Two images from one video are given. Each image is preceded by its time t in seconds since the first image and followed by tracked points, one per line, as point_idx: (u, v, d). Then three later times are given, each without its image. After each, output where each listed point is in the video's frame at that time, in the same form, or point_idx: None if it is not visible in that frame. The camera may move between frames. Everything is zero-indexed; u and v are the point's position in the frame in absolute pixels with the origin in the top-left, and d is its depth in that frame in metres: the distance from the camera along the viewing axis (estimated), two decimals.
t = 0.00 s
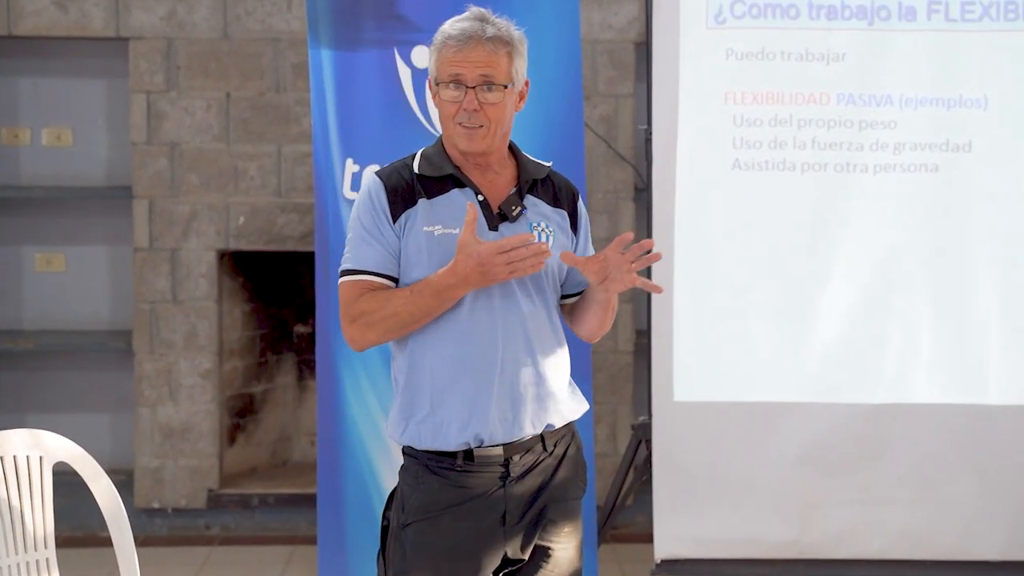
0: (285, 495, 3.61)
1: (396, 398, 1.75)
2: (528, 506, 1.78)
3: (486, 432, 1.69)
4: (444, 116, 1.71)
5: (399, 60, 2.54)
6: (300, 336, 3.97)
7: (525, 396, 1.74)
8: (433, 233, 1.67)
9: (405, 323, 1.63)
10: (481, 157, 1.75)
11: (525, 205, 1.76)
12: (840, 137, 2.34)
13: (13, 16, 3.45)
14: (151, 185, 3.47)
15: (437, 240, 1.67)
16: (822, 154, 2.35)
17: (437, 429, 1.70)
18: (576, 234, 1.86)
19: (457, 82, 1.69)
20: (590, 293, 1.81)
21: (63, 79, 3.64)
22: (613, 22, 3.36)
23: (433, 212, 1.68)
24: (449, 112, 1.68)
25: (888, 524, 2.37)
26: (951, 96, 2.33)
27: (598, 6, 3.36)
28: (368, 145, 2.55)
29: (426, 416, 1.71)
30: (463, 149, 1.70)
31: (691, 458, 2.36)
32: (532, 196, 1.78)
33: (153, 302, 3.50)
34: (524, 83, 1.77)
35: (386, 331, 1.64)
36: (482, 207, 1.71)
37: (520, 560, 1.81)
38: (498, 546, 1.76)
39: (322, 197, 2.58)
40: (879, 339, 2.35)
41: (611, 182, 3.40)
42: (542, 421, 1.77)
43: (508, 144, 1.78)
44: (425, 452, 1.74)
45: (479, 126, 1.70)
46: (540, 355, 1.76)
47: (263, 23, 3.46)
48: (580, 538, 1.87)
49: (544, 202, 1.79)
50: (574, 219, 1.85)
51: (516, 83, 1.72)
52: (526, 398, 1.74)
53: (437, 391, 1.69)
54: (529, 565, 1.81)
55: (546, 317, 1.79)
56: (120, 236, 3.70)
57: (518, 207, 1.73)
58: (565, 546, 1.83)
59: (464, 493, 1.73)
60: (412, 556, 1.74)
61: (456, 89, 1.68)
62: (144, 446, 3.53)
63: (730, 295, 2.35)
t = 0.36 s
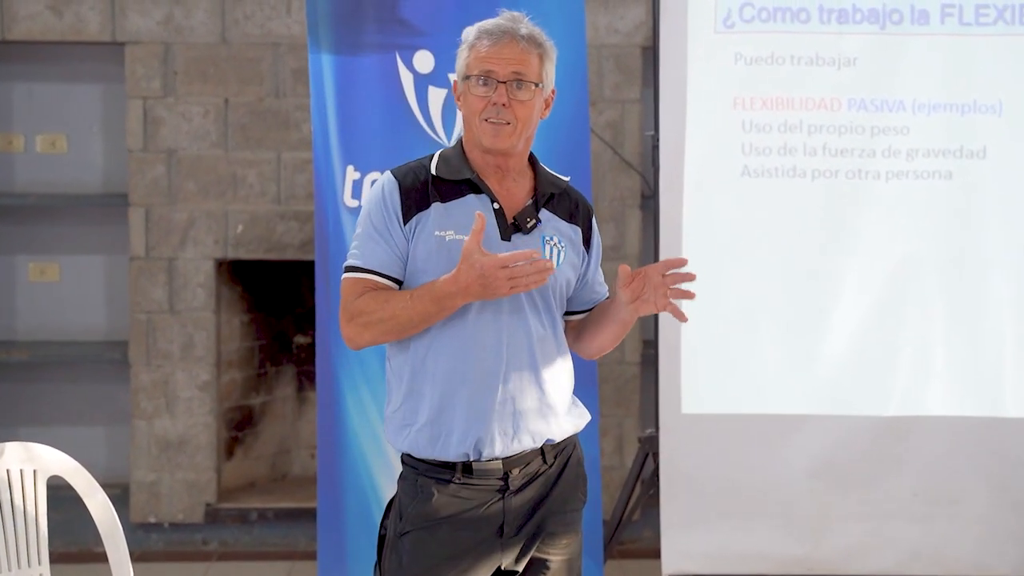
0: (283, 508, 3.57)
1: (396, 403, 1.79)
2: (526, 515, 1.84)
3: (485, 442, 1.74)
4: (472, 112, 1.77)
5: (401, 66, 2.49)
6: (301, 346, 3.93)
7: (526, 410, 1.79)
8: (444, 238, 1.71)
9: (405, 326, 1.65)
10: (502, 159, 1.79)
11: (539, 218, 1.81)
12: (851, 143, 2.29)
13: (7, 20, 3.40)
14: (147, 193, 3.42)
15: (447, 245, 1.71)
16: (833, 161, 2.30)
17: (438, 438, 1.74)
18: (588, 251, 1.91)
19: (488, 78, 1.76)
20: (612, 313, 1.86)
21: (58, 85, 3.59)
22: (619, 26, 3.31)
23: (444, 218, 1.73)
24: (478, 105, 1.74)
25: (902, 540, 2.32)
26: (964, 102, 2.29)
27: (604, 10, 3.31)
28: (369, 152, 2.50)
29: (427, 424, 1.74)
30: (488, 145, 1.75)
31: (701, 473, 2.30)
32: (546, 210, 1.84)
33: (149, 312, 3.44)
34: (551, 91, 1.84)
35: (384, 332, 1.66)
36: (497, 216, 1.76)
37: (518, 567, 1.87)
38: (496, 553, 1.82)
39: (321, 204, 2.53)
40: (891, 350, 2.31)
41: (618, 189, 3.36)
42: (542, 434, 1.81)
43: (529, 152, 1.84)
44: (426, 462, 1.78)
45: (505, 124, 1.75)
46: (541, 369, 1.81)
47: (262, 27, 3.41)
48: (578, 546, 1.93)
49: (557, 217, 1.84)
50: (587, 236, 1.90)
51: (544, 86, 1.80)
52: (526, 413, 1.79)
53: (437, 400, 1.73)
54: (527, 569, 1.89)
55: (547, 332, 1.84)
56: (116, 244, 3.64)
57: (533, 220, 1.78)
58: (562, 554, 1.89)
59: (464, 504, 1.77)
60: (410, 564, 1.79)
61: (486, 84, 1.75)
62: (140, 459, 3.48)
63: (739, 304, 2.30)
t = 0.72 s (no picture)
0: (286, 523, 3.53)
1: (394, 414, 1.77)
2: (525, 531, 1.81)
3: (483, 453, 1.73)
4: (486, 109, 1.77)
5: (406, 73, 2.46)
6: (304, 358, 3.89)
7: (526, 423, 1.77)
8: (445, 247, 1.73)
9: (409, 333, 1.65)
10: (508, 163, 1.79)
11: (540, 231, 1.81)
12: (863, 152, 2.16)
13: (7, 27, 3.37)
14: (148, 203, 3.39)
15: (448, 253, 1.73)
16: (844, 170, 2.16)
17: (435, 450, 1.72)
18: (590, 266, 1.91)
19: (510, 78, 1.78)
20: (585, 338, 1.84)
21: (58, 92, 3.56)
22: (627, 33, 3.28)
23: (447, 227, 1.74)
24: (495, 102, 1.75)
25: (917, 555, 2.20)
26: (982, 110, 2.15)
27: (612, 17, 3.28)
28: (373, 161, 2.47)
29: (425, 436, 1.73)
30: (495, 144, 1.74)
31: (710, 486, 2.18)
32: (548, 224, 1.84)
33: (150, 323, 3.41)
34: (564, 111, 1.88)
35: (389, 339, 1.66)
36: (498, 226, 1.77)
37: None
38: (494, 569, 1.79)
39: (325, 213, 2.49)
40: (905, 367, 2.19)
41: (626, 199, 3.32)
42: (543, 449, 1.79)
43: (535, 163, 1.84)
44: (425, 475, 1.76)
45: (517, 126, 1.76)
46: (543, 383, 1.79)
47: (265, 34, 3.38)
48: (580, 561, 1.90)
49: (558, 231, 1.84)
50: (588, 251, 1.90)
51: (561, 99, 1.82)
52: (526, 426, 1.77)
53: (435, 411, 1.72)
54: None
55: (546, 345, 1.83)
56: (117, 254, 3.61)
57: (534, 233, 1.78)
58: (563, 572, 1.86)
59: (462, 518, 1.75)
60: None
61: (507, 84, 1.77)
62: (140, 473, 3.45)
63: (747, 318, 2.16)
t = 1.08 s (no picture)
0: (289, 538, 3.50)
1: (394, 420, 1.73)
2: (530, 547, 1.74)
3: (484, 459, 1.69)
4: (479, 123, 1.76)
5: (411, 78, 2.43)
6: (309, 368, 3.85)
7: (528, 428, 1.73)
8: (445, 246, 1.70)
9: (434, 333, 1.62)
10: (498, 177, 1.78)
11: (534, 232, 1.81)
12: (877, 159, 2.09)
13: (7, 33, 3.34)
14: (150, 212, 3.36)
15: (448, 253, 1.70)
16: (857, 177, 2.10)
17: (436, 454, 1.68)
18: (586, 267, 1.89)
19: (506, 95, 1.75)
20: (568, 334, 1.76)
21: (58, 99, 3.53)
22: (637, 39, 3.24)
23: (446, 226, 1.72)
24: (486, 120, 1.73)
25: None
26: (997, 116, 2.09)
27: (621, 22, 3.24)
28: (377, 167, 2.43)
29: (424, 441, 1.69)
30: (484, 162, 1.74)
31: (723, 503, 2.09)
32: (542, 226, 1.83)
33: (152, 334, 3.38)
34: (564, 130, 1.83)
35: (411, 339, 1.63)
36: (491, 229, 1.75)
37: None
38: None
39: (329, 220, 2.46)
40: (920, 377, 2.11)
41: (635, 207, 3.28)
42: (545, 454, 1.75)
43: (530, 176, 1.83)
44: (424, 488, 1.72)
45: (507, 146, 1.74)
46: (545, 386, 1.76)
47: (268, 40, 3.35)
48: None
49: (551, 233, 1.83)
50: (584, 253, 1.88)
51: (558, 121, 1.79)
52: (528, 431, 1.73)
53: (436, 413, 1.68)
54: None
55: (548, 353, 1.80)
56: (119, 263, 3.57)
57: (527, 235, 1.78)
58: None
59: (464, 533, 1.70)
60: None
61: (501, 102, 1.74)
62: (142, 486, 3.41)
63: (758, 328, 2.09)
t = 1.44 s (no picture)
0: (291, 545, 3.45)
1: (392, 426, 1.69)
2: (534, 556, 1.70)
3: (486, 464, 1.65)
4: (479, 136, 1.71)
5: (416, 76, 2.38)
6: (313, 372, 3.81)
7: (531, 433, 1.69)
8: (441, 248, 1.66)
9: (442, 336, 1.58)
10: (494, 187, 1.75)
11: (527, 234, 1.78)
12: (891, 159, 2.05)
13: (6, 31, 3.31)
14: (151, 213, 3.32)
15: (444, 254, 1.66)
16: (870, 178, 2.05)
17: (436, 460, 1.64)
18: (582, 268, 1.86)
19: (507, 109, 1.70)
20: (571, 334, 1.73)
21: (58, 98, 3.50)
22: (646, 36, 3.20)
23: (441, 228, 1.68)
24: (489, 135, 1.68)
25: None
26: (1013, 117, 2.04)
27: (630, 20, 3.20)
28: (381, 168, 2.39)
29: (424, 448, 1.64)
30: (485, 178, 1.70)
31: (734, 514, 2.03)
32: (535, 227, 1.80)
33: (153, 337, 3.34)
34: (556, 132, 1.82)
35: (418, 342, 1.58)
36: (486, 231, 1.71)
37: None
38: None
39: (333, 223, 2.42)
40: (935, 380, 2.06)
41: (644, 208, 3.23)
42: (549, 459, 1.71)
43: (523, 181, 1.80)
44: (423, 497, 1.67)
45: (509, 161, 1.71)
46: (547, 389, 1.72)
47: (272, 38, 3.31)
48: None
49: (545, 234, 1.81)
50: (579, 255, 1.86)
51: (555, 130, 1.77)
52: (530, 435, 1.69)
53: (436, 418, 1.64)
54: None
55: (550, 358, 1.76)
56: (120, 265, 3.53)
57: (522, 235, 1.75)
58: None
59: (463, 543, 1.66)
60: None
61: (503, 116, 1.69)
62: (143, 492, 3.37)
63: (771, 332, 2.03)
